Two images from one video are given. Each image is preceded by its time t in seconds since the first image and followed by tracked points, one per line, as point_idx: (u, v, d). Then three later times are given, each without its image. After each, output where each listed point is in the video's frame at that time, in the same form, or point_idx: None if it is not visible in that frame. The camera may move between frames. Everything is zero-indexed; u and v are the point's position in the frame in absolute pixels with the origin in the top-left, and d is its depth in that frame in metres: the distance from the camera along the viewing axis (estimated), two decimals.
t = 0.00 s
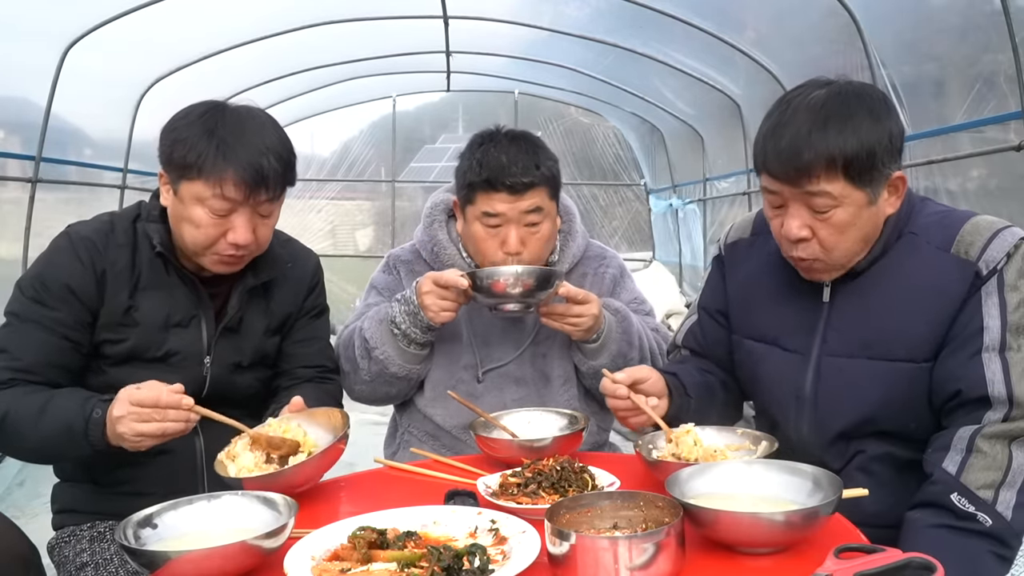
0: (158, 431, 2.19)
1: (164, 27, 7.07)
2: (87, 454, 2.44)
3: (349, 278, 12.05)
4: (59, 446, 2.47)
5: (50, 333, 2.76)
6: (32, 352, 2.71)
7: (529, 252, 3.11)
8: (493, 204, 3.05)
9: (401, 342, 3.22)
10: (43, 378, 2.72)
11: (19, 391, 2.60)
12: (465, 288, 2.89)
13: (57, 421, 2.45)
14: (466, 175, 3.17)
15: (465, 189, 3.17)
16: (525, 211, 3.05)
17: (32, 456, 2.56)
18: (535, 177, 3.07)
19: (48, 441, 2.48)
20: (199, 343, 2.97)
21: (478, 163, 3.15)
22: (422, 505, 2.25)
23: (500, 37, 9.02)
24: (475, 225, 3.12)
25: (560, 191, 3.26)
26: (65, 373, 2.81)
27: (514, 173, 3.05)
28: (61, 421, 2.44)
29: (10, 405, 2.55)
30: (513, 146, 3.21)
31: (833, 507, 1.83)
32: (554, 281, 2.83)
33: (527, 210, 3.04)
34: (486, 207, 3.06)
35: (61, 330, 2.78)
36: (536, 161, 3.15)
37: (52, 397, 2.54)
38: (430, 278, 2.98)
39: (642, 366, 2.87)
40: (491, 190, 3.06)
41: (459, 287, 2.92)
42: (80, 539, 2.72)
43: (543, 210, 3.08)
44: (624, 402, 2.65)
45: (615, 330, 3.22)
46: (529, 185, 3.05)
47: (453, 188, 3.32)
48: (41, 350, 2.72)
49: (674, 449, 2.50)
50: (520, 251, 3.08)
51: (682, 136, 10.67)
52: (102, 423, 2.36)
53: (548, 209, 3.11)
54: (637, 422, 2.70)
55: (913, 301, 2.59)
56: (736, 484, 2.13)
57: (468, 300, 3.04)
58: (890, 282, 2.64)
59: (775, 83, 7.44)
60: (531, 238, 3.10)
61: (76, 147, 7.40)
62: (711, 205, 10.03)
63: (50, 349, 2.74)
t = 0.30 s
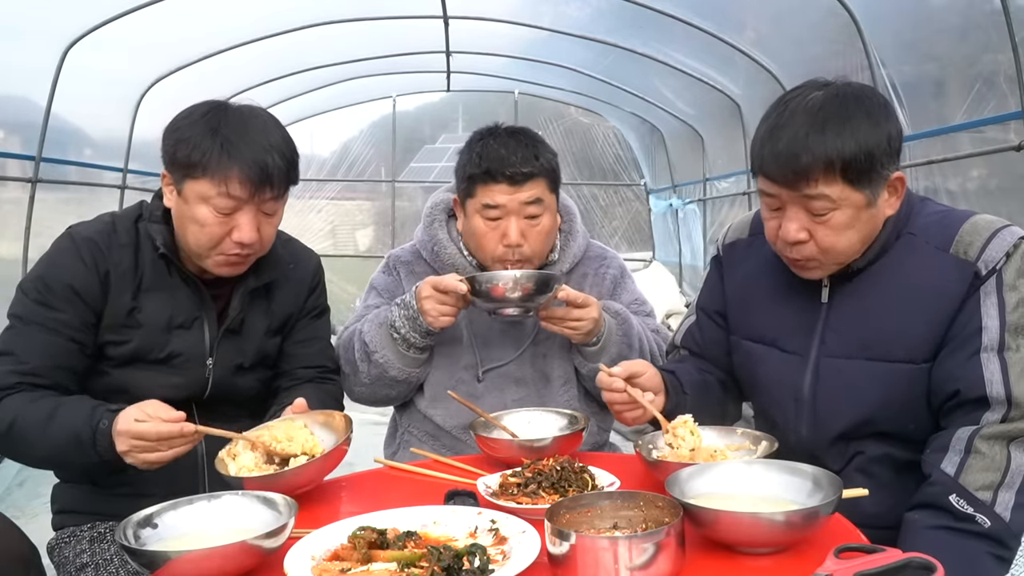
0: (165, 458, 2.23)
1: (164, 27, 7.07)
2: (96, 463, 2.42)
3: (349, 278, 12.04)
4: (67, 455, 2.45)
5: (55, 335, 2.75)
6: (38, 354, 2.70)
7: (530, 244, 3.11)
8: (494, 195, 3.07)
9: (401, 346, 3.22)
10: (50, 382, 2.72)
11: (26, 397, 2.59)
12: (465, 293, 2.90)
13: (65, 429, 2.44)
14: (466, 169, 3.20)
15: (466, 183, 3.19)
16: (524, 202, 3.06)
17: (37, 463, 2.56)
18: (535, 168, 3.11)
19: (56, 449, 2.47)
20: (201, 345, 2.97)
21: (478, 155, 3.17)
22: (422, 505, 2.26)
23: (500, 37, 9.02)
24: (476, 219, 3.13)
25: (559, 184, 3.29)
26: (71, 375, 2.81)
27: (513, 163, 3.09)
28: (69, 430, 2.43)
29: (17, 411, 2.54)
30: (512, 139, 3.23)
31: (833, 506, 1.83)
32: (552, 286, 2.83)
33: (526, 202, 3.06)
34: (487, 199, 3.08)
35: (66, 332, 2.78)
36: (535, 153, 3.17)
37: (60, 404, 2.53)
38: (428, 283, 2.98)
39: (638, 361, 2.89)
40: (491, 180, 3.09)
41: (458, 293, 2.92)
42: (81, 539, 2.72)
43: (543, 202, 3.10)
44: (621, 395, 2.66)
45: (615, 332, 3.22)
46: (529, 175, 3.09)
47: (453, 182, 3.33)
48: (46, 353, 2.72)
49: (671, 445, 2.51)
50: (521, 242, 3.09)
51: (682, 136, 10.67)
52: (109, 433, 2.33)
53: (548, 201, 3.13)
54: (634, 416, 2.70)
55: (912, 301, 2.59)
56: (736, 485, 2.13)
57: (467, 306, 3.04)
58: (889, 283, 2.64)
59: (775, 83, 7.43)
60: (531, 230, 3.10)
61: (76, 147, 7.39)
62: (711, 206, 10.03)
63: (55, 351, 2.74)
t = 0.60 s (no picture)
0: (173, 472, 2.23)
1: (164, 28, 7.08)
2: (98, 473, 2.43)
3: (349, 278, 12.04)
4: (68, 463, 2.46)
5: (56, 337, 2.75)
6: (40, 356, 2.70)
7: (530, 236, 3.15)
8: (494, 187, 3.09)
9: (399, 348, 3.22)
10: (51, 384, 2.72)
11: (28, 402, 2.58)
12: (462, 295, 2.90)
13: (67, 437, 2.44)
14: (466, 163, 3.23)
15: (466, 177, 3.21)
16: (526, 194, 3.09)
17: (38, 468, 2.56)
18: (536, 160, 3.14)
19: (58, 456, 2.47)
20: (202, 347, 2.96)
21: (479, 149, 3.21)
22: (423, 505, 2.26)
23: (500, 37, 9.02)
24: (477, 212, 3.15)
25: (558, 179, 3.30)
26: (72, 377, 2.80)
27: (515, 155, 3.13)
28: (71, 439, 2.43)
29: (18, 417, 2.54)
30: (512, 133, 3.25)
31: (834, 506, 1.83)
32: (550, 287, 2.84)
33: (527, 194, 3.08)
34: (489, 191, 3.10)
35: (67, 334, 2.78)
36: (536, 147, 3.20)
37: (62, 410, 2.53)
38: (425, 286, 2.98)
39: (638, 358, 2.90)
40: (491, 173, 3.11)
41: (455, 295, 2.93)
42: (81, 538, 2.72)
43: (543, 195, 3.12)
44: (621, 392, 2.66)
45: (613, 333, 3.22)
46: (529, 167, 3.11)
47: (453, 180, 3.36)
48: (47, 355, 2.72)
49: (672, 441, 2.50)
50: (522, 236, 3.13)
51: (682, 136, 10.67)
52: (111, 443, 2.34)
53: (548, 194, 3.15)
54: (631, 414, 2.70)
55: (911, 302, 2.59)
56: (736, 484, 2.13)
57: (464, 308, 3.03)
58: (888, 284, 2.64)
59: (774, 83, 7.44)
60: (532, 223, 3.14)
61: (76, 147, 7.39)
62: (711, 205, 10.02)
63: (56, 353, 2.74)
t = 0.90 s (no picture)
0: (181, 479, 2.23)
1: (164, 28, 7.08)
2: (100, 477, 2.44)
3: (349, 279, 12.03)
4: (70, 467, 2.47)
5: (57, 336, 2.75)
6: (42, 355, 2.70)
7: (525, 234, 3.17)
8: (490, 183, 3.11)
9: (400, 350, 3.23)
10: (53, 383, 2.71)
11: (31, 404, 2.58)
12: (461, 296, 2.89)
13: (69, 440, 2.44)
14: (462, 158, 3.27)
15: (463, 171, 3.25)
16: (522, 191, 3.11)
17: (40, 472, 2.55)
18: (533, 158, 3.14)
19: (60, 461, 2.47)
20: (203, 344, 2.97)
21: (475, 145, 3.24)
22: (424, 506, 2.26)
23: (500, 37, 9.02)
24: (472, 207, 3.18)
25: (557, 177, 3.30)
26: (75, 376, 2.80)
27: (511, 152, 3.14)
28: (73, 442, 2.43)
29: (20, 420, 2.53)
30: (509, 130, 3.26)
31: (834, 506, 1.83)
32: (549, 288, 2.84)
33: (523, 192, 3.10)
34: (485, 186, 3.12)
35: (69, 333, 2.78)
36: (532, 144, 3.20)
37: (66, 412, 2.52)
38: (425, 288, 2.98)
39: (638, 355, 2.90)
40: (488, 169, 3.14)
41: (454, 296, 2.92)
42: (82, 539, 2.72)
43: (540, 194, 3.13)
44: (621, 388, 2.65)
45: (611, 334, 3.22)
46: (525, 164, 3.12)
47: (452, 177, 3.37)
48: (48, 354, 2.71)
49: (674, 439, 2.52)
50: (517, 234, 3.15)
51: (682, 136, 10.66)
52: (115, 446, 2.35)
53: (545, 192, 3.16)
54: (631, 412, 2.71)
55: (911, 304, 2.59)
56: (736, 484, 2.13)
57: (464, 308, 3.03)
58: (887, 285, 2.64)
59: (774, 83, 7.44)
60: (528, 221, 3.15)
61: (76, 147, 7.39)
62: (711, 205, 10.01)
63: (57, 352, 2.73)
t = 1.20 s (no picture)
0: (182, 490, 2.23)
1: (164, 28, 7.09)
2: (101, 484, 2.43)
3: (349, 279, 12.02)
4: (72, 474, 2.46)
5: (58, 338, 2.75)
6: (43, 356, 2.70)
7: (513, 229, 3.20)
8: (477, 178, 3.15)
9: (401, 353, 3.24)
10: (54, 385, 2.71)
11: (36, 410, 2.57)
12: (460, 297, 2.89)
13: (74, 449, 2.43)
14: (457, 155, 3.30)
15: (456, 167, 3.29)
16: (508, 186, 3.13)
17: (44, 477, 2.55)
18: (518, 153, 3.15)
19: (63, 465, 2.46)
20: (204, 345, 2.96)
21: (468, 141, 3.27)
22: (424, 506, 2.26)
23: (501, 37, 9.02)
24: (462, 203, 3.22)
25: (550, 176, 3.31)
26: (77, 378, 2.80)
27: (496, 147, 3.15)
28: (78, 451, 2.43)
29: (24, 425, 2.53)
30: (503, 127, 3.27)
31: (834, 506, 1.83)
32: (547, 288, 2.84)
33: (508, 187, 3.13)
34: (472, 181, 3.16)
35: (70, 334, 2.77)
36: (521, 141, 3.21)
37: (72, 419, 2.52)
38: (425, 290, 2.98)
39: (638, 351, 2.88)
40: (476, 164, 3.17)
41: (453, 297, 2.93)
42: (82, 539, 2.73)
43: (527, 189, 3.16)
44: (621, 383, 2.66)
45: (611, 335, 3.23)
46: (510, 160, 3.13)
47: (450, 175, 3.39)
48: (49, 356, 2.71)
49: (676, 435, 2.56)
50: (503, 229, 3.18)
51: (682, 136, 10.66)
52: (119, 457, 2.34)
53: (533, 188, 3.17)
54: (629, 407, 2.73)
55: (910, 307, 2.59)
56: (735, 484, 2.13)
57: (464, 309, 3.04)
58: (886, 287, 2.64)
59: (774, 83, 7.44)
60: (515, 216, 3.18)
61: (76, 147, 7.40)
62: (711, 205, 10.01)
63: (58, 354, 2.73)
